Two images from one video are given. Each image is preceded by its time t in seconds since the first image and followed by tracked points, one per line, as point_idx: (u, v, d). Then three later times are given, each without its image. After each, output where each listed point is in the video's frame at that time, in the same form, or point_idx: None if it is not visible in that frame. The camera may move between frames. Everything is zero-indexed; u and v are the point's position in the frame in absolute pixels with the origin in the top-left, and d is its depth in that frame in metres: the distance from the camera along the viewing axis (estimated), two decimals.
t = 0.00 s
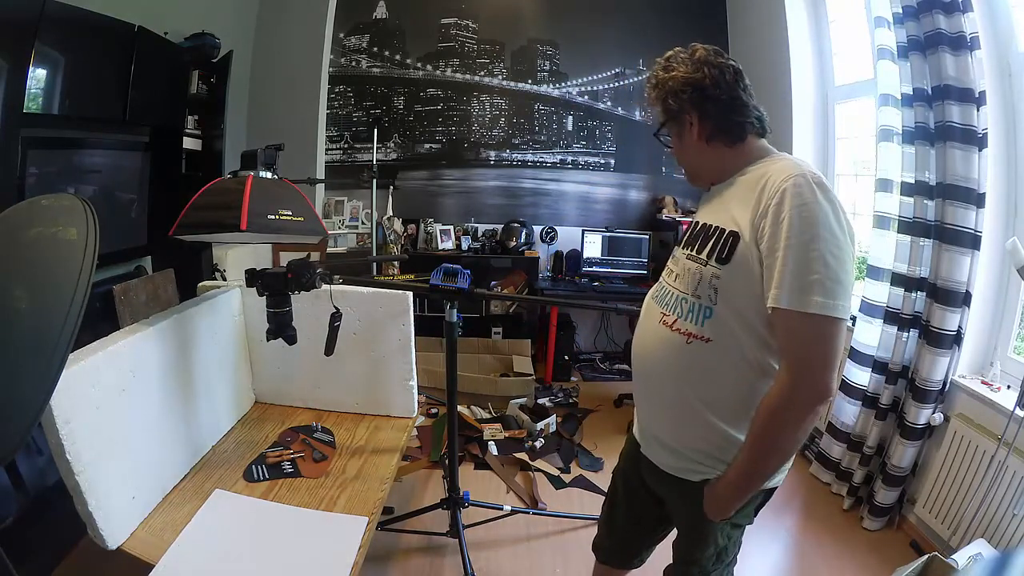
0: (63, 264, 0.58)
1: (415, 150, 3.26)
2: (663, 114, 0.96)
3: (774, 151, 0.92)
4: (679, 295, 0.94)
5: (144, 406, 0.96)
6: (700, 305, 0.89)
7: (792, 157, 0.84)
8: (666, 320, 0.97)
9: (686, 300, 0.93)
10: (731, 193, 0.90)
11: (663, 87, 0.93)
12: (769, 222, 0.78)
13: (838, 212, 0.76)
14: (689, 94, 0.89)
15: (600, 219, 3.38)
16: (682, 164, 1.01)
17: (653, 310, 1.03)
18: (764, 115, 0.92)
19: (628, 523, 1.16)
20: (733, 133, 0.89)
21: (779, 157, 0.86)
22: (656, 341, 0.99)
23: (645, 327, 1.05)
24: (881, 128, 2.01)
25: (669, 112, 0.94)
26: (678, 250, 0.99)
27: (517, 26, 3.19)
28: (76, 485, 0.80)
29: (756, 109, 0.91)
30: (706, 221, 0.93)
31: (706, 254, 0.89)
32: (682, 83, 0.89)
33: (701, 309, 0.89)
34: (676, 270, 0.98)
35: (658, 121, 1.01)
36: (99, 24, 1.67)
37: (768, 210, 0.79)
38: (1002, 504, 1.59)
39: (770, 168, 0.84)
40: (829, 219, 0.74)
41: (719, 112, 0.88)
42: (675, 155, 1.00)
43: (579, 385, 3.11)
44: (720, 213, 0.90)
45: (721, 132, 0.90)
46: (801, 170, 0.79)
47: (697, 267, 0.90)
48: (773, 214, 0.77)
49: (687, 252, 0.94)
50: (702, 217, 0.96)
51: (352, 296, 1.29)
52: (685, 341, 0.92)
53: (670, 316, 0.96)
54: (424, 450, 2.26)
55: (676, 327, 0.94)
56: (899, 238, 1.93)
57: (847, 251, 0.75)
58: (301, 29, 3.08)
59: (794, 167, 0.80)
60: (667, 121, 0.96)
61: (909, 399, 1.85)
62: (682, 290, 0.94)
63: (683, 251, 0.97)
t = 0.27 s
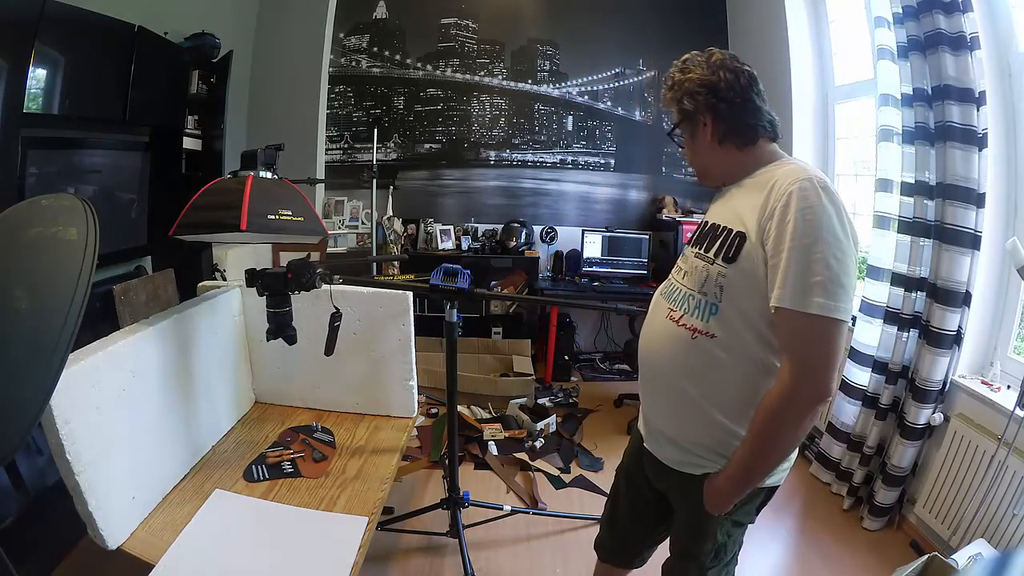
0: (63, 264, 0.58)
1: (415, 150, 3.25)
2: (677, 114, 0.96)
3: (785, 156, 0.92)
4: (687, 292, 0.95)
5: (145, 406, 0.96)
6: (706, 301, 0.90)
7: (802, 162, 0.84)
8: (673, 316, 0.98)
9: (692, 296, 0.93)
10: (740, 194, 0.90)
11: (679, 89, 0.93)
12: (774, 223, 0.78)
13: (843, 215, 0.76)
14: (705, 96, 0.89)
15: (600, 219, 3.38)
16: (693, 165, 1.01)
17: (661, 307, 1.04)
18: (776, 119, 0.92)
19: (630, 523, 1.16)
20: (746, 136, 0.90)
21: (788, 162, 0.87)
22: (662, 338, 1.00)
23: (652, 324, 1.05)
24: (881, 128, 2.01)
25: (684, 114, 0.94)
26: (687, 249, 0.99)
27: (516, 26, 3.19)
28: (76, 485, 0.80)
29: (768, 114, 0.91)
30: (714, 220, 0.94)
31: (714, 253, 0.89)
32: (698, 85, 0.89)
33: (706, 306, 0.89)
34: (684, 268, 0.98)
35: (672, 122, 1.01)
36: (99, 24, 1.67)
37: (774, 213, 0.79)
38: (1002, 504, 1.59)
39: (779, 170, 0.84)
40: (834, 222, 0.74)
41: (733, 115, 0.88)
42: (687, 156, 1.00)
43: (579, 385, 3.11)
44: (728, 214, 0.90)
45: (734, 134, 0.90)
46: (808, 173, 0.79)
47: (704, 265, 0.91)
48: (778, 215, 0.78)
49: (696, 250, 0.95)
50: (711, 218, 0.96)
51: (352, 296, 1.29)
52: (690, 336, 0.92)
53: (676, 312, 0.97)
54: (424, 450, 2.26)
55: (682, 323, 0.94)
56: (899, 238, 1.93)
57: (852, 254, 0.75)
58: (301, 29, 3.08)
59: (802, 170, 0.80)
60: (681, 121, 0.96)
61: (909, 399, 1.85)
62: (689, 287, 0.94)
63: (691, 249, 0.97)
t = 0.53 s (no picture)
0: (63, 264, 0.58)
1: (415, 150, 3.26)
2: (688, 112, 0.96)
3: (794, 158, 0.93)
4: (695, 288, 0.95)
5: (145, 406, 0.96)
6: (714, 298, 0.90)
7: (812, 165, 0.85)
8: (680, 312, 0.98)
9: (701, 293, 0.93)
10: (750, 194, 0.90)
11: (692, 87, 0.93)
12: (786, 224, 0.78)
13: (852, 217, 0.76)
14: (719, 96, 0.89)
15: (600, 219, 3.38)
16: (701, 163, 1.00)
17: (667, 304, 1.04)
18: (786, 122, 0.93)
19: (631, 522, 1.16)
20: (757, 137, 0.90)
21: (798, 165, 0.87)
22: (668, 335, 1.00)
23: (658, 320, 1.05)
24: (881, 128, 2.01)
25: (695, 112, 0.93)
26: (695, 247, 0.99)
27: (517, 26, 3.19)
28: (76, 485, 0.80)
29: (779, 116, 0.91)
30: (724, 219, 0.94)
31: (723, 251, 0.89)
32: (711, 84, 0.89)
33: (715, 302, 0.89)
34: (692, 265, 0.98)
35: (682, 120, 1.01)
36: (99, 24, 1.67)
37: (786, 214, 0.79)
38: (1002, 504, 1.59)
39: (790, 173, 0.84)
40: (844, 224, 0.75)
41: (746, 116, 0.88)
42: (696, 155, 1.00)
43: (579, 385, 3.11)
44: (738, 213, 0.90)
45: (746, 135, 0.90)
46: (819, 176, 0.79)
47: (714, 263, 0.91)
48: (790, 216, 0.78)
49: (705, 247, 0.95)
50: (719, 216, 0.96)
51: (352, 296, 1.29)
52: (698, 333, 0.92)
53: (683, 308, 0.97)
54: (424, 450, 2.26)
55: (690, 319, 0.95)
56: (899, 238, 1.93)
57: (861, 257, 0.76)
58: (301, 29, 3.08)
59: (813, 173, 0.81)
60: (691, 120, 0.96)
61: (909, 399, 1.85)
62: (697, 284, 0.94)
63: (700, 247, 0.97)
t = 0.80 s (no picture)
0: (62, 264, 0.58)
1: (415, 150, 3.25)
2: (694, 111, 0.96)
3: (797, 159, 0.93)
4: (698, 283, 0.95)
5: (145, 406, 0.96)
6: (717, 293, 0.89)
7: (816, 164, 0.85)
8: (682, 307, 0.98)
9: (702, 288, 0.93)
10: (753, 191, 0.90)
11: (699, 86, 0.93)
12: (789, 219, 0.78)
13: (855, 215, 0.76)
14: (725, 95, 0.89)
15: (600, 219, 3.38)
16: (705, 163, 1.00)
17: (668, 299, 1.04)
18: (790, 122, 0.93)
19: (631, 523, 1.16)
20: (763, 137, 0.90)
21: (801, 164, 0.87)
22: (670, 331, 0.99)
23: (660, 316, 1.05)
24: (881, 128, 2.01)
25: (702, 111, 0.93)
26: (697, 243, 0.99)
27: (516, 26, 3.19)
28: (75, 485, 0.80)
29: (784, 117, 0.91)
30: (727, 215, 0.94)
31: (726, 246, 0.89)
32: (718, 84, 0.89)
33: (717, 297, 0.89)
34: (694, 259, 0.98)
35: (687, 119, 1.01)
36: (98, 24, 1.67)
37: (789, 209, 0.79)
38: (1001, 504, 1.59)
39: (792, 171, 0.84)
40: (847, 221, 0.75)
41: (751, 115, 0.88)
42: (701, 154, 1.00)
43: (579, 385, 3.11)
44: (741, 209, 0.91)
45: (751, 134, 0.90)
46: (822, 173, 0.79)
47: (716, 258, 0.91)
48: (793, 211, 0.78)
49: (708, 243, 0.95)
50: (723, 213, 0.96)
51: (352, 296, 1.29)
52: (699, 327, 0.92)
53: (685, 303, 0.97)
54: (424, 450, 2.26)
55: (692, 313, 0.94)
56: (899, 238, 1.93)
57: (863, 255, 0.76)
58: (301, 29, 3.08)
59: (816, 171, 0.81)
60: (696, 119, 0.95)
61: (909, 398, 1.85)
62: (700, 278, 0.94)
63: (702, 243, 0.97)
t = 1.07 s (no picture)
0: (63, 264, 0.58)
1: (415, 150, 3.26)
2: (691, 111, 0.95)
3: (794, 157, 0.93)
4: (697, 283, 0.94)
5: (145, 406, 0.96)
6: (717, 293, 0.89)
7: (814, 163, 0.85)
8: (681, 307, 0.97)
9: (702, 288, 0.93)
10: (752, 190, 0.90)
11: (694, 87, 0.93)
12: (790, 219, 0.78)
13: (855, 214, 0.76)
14: (721, 94, 0.89)
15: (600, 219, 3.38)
16: (703, 163, 1.00)
17: (667, 300, 1.03)
18: (787, 121, 0.93)
19: (630, 523, 1.16)
20: (760, 136, 0.90)
21: (799, 163, 0.88)
22: (669, 331, 0.99)
23: (659, 315, 1.04)
24: (881, 128, 2.01)
25: (698, 111, 0.93)
26: (695, 243, 0.99)
27: (516, 26, 3.19)
28: (75, 485, 0.80)
29: (781, 115, 0.91)
30: (726, 215, 0.94)
31: (725, 247, 0.89)
32: (714, 83, 0.89)
33: (717, 297, 0.89)
34: (693, 260, 0.98)
35: (683, 120, 1.01)
36: (98, 24, 1.67)
37: (790, 209, 0.79)
38: (1002, 504, 1.59)
39: (791, 171, 0.85)
40: (848, 221, 0.75)
41: (749, 114, 0.88)
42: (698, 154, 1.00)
43: (579, 385, 3.11)
44: (741, 209, 0.91)
45: (749, 133, 0.90)
46: (821, 173, 0.80)
47: (715, 258, 0.91)
48: (794, 212, 0.78)
49: (707, 243, 0.95)
50: (721, 213, 0.96)
51: (352, 296, 1.29)
52: (699, 327, 0.92)
53: (684, 303, 0.96)
54: (424, 450, 2.26)
55: (691, 314, 0.94)
56: (899, 238, 1.93)
57: (864, 254, 0.76)
58: (301, 29, 3.08)
59: (815, 170, 0.81)
60: (693, 119, 0.95)
61: (909, 399, 1.85)
62: (699, 278, 0.94)
63: (701, 243, 0.97)
